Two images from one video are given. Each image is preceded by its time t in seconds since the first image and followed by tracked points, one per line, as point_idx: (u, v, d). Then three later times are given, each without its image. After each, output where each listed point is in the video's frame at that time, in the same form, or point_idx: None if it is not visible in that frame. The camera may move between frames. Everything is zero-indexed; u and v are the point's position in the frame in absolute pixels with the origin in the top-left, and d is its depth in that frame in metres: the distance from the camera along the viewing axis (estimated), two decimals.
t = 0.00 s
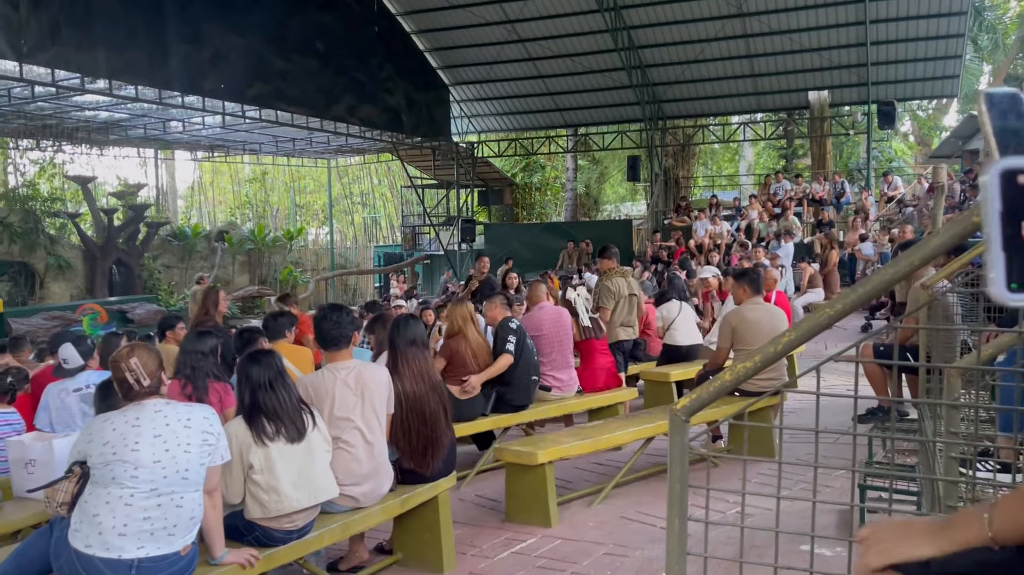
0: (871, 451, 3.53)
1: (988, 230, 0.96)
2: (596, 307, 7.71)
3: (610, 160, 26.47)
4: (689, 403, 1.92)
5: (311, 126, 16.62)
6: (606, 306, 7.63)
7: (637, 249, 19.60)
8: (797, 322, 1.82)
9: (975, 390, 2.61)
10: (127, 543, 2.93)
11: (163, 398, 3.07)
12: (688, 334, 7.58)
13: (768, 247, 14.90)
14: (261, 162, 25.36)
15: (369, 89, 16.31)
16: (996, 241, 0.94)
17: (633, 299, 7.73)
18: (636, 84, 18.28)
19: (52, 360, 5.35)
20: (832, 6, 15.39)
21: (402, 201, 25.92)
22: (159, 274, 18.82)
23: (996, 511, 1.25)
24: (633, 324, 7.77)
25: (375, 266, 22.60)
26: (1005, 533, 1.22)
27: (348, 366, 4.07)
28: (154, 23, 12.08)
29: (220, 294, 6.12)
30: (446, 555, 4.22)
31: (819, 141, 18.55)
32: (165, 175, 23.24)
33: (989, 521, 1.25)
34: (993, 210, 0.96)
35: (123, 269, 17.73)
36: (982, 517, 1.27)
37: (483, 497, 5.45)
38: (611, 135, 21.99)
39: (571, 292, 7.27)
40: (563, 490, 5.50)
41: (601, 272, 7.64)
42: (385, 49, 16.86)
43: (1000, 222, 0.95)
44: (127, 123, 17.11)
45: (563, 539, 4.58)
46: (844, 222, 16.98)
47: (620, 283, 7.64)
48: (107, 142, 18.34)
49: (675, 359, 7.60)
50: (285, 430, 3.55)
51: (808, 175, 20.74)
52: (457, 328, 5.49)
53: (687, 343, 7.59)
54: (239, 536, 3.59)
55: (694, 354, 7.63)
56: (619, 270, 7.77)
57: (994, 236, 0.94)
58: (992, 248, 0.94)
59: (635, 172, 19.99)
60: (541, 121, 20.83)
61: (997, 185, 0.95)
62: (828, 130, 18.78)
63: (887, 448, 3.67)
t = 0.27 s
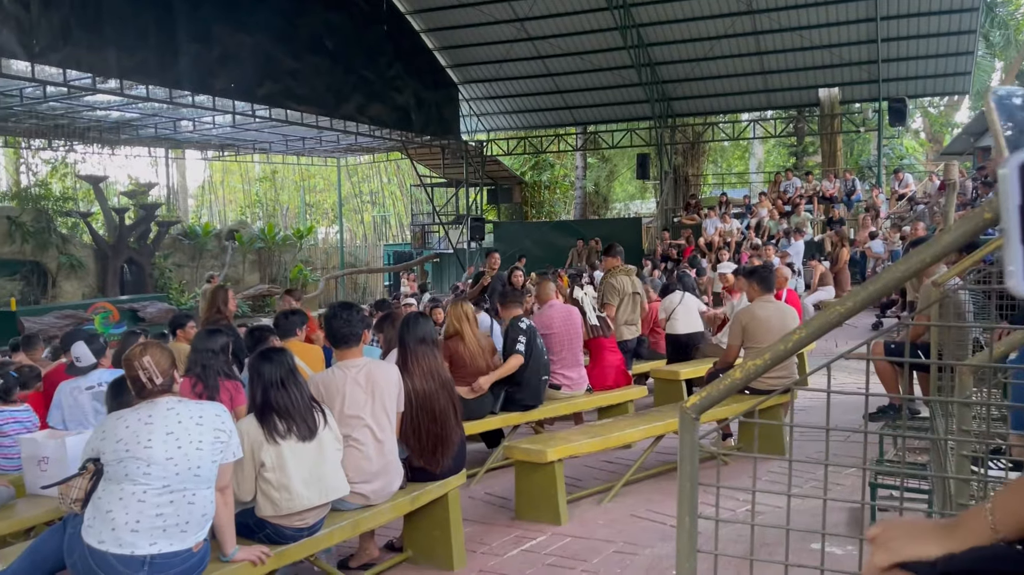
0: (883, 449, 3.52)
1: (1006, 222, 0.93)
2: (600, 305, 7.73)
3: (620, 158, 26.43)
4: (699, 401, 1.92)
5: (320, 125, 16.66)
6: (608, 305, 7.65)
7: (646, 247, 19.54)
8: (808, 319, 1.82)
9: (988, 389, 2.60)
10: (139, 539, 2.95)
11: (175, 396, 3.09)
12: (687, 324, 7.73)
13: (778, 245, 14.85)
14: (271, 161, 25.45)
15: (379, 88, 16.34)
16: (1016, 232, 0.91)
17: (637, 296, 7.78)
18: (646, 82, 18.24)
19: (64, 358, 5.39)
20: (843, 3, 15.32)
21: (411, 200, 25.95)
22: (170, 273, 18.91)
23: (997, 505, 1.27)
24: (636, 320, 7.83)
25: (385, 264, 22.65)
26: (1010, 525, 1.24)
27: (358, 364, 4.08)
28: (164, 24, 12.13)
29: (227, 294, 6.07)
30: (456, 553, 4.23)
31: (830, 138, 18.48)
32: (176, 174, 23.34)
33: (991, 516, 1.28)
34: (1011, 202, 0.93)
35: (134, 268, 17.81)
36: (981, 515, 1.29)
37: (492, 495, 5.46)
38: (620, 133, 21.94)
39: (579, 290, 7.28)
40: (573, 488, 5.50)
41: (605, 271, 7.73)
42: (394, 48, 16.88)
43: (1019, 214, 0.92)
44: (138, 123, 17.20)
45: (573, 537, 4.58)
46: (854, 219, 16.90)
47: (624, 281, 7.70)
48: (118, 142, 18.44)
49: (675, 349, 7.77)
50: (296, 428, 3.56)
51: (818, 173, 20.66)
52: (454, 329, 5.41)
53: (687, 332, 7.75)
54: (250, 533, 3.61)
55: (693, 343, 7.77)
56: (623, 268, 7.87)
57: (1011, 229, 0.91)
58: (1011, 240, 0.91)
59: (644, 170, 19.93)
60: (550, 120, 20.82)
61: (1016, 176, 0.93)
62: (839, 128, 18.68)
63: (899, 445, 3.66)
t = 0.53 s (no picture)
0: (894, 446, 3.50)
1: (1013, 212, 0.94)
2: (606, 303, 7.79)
3: (629, 155, 26.39)
4: (709, 397, 1.92)
5: (330, 124, 16.70)
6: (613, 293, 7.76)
7: (656, 244, 19.50)
8: (819, 315, 1.82)
9: (1000, 385, 2.59)
10: (153, 535, 2.97)
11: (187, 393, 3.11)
12: (690, 314, 7.83)
13: (789, 242, 14.81)
14: (281, 160, 25.52)
15: (388, 86, 16.36)
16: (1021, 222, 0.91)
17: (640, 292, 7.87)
18: (655, 79, 18.20)
19: (76, 357, 5.42)
20: None
21: (421, 198, 25.98)
22: (182, 271, 19.00)
23: (992, 494, 1.22)
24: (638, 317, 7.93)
25: (395, 262, 22.70)
26: (1001, 515, 1.19)
27: (369, 361, 4.10)
28: (175, 24, 12.18)
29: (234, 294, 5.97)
30: (467, 549, 4.24)
31: (841, 135, 18.39)
32: (186, 173, 23.44)
33: (988, 507, 1.24)
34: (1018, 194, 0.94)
35: (146, 266, 17.90)
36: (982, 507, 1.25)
37: (503, 492, 5.47)
38: (630, 130, 21.91)
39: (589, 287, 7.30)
40: (584, 485, 5.51)
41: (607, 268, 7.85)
42: (404, 46, 16.90)
43: None
44: (149, 122, 17.29)
45: (583, 533, 4.59)
46: (866, 216, 16.83)
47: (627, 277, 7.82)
48: (130, 141, 18.54)
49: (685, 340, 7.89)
50: (309, 425, 3.58)
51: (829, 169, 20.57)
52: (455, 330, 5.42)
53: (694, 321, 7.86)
54: (262, 530, 3.63)
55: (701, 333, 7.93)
56: (624, 266, 8.00)
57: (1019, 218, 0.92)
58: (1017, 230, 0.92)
59: (654, 167, 19.89)
60: (560, 117, 20.80)
61: None
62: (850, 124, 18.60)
63: (910, 442, 3.64)
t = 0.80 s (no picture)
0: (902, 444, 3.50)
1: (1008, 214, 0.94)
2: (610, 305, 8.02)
3: (637, 153, 26.37)
4: (717, 395, 1.93)
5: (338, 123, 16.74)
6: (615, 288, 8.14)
7: (664, 242, 19.48)
8: (827, 312, 1.82)
9: (1009, 383, 2.59)
10: (165, 532, 3.00)
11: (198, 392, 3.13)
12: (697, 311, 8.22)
13: (797, 240, 14.81)
14: (289, 159, 25.59)
15: (396, 84, 16.39)
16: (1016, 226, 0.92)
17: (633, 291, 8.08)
18: (663, 77, 18.19)
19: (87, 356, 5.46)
20: None
21: (429, 197, 26.02)
22: (191, 270, 19.09)
23: (1000, 493, 1.23)
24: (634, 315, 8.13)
25: (403, 261, 22.75)
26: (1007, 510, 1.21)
27: (378, 360, 4.12)
28: (185, 24, 12.23)
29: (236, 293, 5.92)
30: (476, 547, 4.26)
31: (849, 131, 18.33)
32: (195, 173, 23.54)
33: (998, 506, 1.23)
34: (1012, 197, 0.94)
35: (156, 265, 17.98)
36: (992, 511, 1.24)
37: (511, 489, 5.49)
38: (637, 127, 21.90)
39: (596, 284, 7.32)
40: (592, 483, 5.52)
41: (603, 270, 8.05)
42: (411, 45, 16.92)
43: (1019, 206, 0.93)
44: (159, 122, 17.37)
45: (592, 531, 4.60)
46: (874, 213, 16.79)
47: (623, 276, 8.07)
48: (139, 140, 18.64)
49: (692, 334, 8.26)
50: (321, 424, 3.60)
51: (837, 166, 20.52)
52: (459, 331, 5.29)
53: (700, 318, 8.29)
54: (273, 527, 3.65)
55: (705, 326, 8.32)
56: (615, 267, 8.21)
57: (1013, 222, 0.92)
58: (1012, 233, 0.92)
59: (662, 165, 19.87)
60: (568, 115, 20.81)
61: (1019, 165, 0.94)
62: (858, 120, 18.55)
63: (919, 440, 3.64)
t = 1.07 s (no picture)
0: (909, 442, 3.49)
1: (1003, 219, 0.93)
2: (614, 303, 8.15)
3: (643, 151, 26.33)
4: (723, 393, 1.93)
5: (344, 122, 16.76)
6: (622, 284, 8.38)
7: (671, 240, 19.42)
8: (832, 311, 1.81)
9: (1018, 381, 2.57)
10: (172, 530, 3.01)
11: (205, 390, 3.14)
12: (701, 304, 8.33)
13: (804, 238, 14.76)
14: (296, 158, 25.63)
15: (402, 83, 16.39)
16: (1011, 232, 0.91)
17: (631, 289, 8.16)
18: (670, 75, 18.13)
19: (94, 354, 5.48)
20: None
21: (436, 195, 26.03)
22: (199, 269, 19.13)
23: (1004, 487, 1.27)
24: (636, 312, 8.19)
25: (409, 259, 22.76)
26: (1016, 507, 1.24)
27: (385, 359, 4.12)
28: (191, 23, 12.26)
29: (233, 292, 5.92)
30: (482, 546, 4.26)
31: (857, 129, 18.23)
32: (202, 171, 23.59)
33: (999, 498, 1.28)
34: (1008, 200, 0.92)
35: (163, 264, 18.02)
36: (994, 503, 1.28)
37: (517, 487, 5.49)
38: (644, 125, 21.86)
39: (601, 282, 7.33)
40: (598, 481, 5.52)
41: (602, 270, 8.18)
42: (417, 43, 16.92)
43: (1015, 209, 0.91)
44: (166, 120, 17.42)
45: (598, 529, 4.60)
46: (882, 211, 16.71)
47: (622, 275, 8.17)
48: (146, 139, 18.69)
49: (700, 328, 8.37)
50: (331, 425, 3.60)
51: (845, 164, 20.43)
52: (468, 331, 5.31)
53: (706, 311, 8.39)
54: (280, 526, 3.66)
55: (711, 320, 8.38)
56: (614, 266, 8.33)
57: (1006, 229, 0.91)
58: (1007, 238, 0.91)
59: (668, 163, 19.82)
60: (574, 113, 20.78)
61: (1014, 168, 0.92)
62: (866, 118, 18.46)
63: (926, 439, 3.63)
